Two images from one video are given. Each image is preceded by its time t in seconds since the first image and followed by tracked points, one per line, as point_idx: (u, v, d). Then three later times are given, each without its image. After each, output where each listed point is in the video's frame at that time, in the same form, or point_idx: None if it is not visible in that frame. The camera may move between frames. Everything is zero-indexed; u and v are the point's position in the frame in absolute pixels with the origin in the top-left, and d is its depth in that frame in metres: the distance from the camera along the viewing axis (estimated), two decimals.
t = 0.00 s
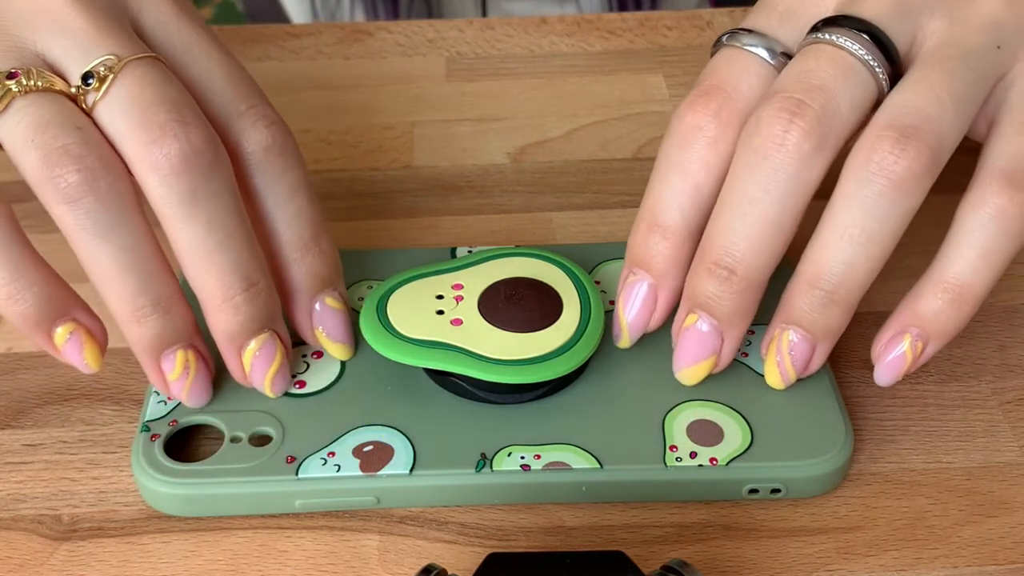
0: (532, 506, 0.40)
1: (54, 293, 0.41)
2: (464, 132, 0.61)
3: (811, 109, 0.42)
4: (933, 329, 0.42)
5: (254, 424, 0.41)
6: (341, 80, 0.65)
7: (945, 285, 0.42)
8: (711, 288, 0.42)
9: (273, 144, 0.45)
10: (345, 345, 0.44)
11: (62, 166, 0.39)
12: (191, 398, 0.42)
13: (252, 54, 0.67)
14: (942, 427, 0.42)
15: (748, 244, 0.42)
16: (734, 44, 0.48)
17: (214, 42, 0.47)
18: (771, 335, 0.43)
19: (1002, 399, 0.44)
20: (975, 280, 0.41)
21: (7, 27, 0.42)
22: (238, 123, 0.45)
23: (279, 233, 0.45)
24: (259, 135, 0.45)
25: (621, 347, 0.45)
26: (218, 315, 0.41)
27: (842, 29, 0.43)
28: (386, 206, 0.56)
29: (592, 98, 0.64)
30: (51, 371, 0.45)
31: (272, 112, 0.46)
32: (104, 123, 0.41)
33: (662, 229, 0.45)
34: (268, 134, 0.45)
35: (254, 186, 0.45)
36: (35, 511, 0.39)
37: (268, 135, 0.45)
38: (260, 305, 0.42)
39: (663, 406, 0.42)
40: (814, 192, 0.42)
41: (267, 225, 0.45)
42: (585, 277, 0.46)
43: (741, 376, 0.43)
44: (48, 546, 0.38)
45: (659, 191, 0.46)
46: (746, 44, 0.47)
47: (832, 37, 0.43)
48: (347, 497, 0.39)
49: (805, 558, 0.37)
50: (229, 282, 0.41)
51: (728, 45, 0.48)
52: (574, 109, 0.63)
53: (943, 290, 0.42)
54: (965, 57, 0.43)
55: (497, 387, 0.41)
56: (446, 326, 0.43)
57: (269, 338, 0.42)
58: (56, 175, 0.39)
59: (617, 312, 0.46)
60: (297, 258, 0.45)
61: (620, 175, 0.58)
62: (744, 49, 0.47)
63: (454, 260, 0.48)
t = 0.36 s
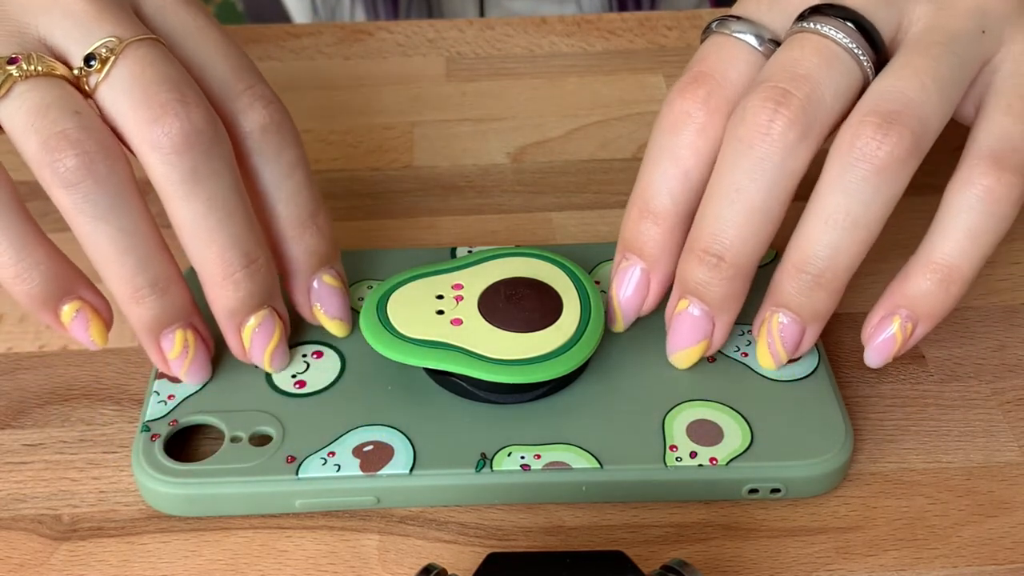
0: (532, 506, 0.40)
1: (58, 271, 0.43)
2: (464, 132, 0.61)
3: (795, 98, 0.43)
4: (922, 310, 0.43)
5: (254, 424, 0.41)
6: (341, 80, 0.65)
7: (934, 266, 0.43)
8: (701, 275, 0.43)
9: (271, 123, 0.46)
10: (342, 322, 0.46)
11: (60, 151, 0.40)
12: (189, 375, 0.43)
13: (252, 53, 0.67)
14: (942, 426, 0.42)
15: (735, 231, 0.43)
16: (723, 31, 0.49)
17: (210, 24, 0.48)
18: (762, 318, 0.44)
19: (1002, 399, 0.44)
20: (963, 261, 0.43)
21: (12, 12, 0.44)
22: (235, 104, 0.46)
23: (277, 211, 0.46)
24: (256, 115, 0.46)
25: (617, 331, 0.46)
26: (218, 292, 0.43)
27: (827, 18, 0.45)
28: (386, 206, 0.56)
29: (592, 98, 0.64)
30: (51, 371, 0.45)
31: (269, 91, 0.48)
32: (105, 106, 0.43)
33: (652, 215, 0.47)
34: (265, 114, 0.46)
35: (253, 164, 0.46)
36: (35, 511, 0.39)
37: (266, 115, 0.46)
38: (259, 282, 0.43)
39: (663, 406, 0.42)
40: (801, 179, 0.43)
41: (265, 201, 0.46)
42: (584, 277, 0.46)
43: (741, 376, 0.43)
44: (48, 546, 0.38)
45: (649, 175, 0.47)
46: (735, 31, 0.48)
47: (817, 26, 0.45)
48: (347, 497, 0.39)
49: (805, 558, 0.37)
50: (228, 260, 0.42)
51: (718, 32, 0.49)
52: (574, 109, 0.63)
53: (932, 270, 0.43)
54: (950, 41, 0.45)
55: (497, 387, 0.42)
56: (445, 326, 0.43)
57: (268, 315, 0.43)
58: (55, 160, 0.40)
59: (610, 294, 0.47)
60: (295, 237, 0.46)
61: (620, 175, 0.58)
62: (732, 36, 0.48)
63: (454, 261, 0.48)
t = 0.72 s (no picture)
0: (531, 506, 0.40)
1: (69, 246, 0.44)
2: (465, 132, 0.61)
3: (798, 89, 0.43)
4: (923, 299, 0.43)
5: (254, 424, 0.41)
6: (341, 80, 0.65)
7: (934, 255, 0.43)
8: (704, 264, 0.44)
9: (276, 105, 0.48)
10: (346, 298, 0.47)
11: (78, 126, 0.42)
12: (201, 347, 0.44)
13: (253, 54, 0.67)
14: (942, 426, 0.42)
15: (737, 220, 0.43)
16: (726, 25, 0.49)
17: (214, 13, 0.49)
18: (764, 307, 0.45)
19: (1002, 399, 0.44)
20: (963, 250, 0.43)
21: None
22: (242, 85, 0.48)
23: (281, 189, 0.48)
24: (262, 96, 0.48)
25: (625, 323, 0.46)
26: (227, 267, 0.44)
27: (828, 10, 0.45)
28: (386, 206, 0.56)
29: (592, 98, 0.64)
30: (52, 370, 0.45)
31: (274, 74, 0.49)
32: (116, 83, 0.44)
33: (658, 209, 0.47)
34: (271, 95, 0.48)
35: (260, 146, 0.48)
36: (35, 511, 0.39)
37: (271, 96, 0.48)
38: (266, 258, 0.45)
39: (663, 405, 0.42)
40: (802, 169, 0.44)
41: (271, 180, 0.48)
42: (584, 276, 0.46)
43: (740, 376, 0.43)
44: (48, 546, 0.38)
45: (654, 170, 0.48)
46: (738, 25, 0.49)
47: (819, 18, 0.45)
48: (347, 497, 0.39)
49: (805, 558, 0.37)
50: (237, 236, 0.44)
51: (720, 26, 0.50)
52: (574, 109, 0.63)
53: (932, 260, 0.43)
54: (947, 32, 0.45)
55: (497, 387, 0.42)
56: (445, 326, 0.43)
57: (275, 290, 0.45)
58: (72, 134, 0.42)
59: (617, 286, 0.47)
60: (300, 215, 0.48)
61: (620, 175, 0.58)
62: (735, 30, 0.49)
63: (454, 260, 0.48)
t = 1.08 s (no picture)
0: (531, 506, 0.40)
1: (68, 227, 0.45)
2: (464, 132, 0.61)
3: (798, 75, 0.44)
4: (918, 289, 0.44)
5: (254, 424, 0.41)
6: (341, 80, 0.65)
7: (928, 246, 0.44)
8: (704, 250, 0.45)
9: (274, 90, 0.50)
10: (344, 283, 0.48)
11: (77, 109, 0.43)
12: (199, 329, 0.45)
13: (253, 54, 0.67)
14: (942, 427, 0.42)
15: (736, 204, 0.44)
16: (725, 12, 0.51)
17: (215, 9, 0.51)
18: (762, 299, 0.45)
19: (1003, 399, 0.44)
20: (956, 241, 0.44)
21: None
22: (241, 69, 0.50)
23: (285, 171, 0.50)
24: (261, 81, 0.50)
25: (617, 306, 0.47)
26: (231, 244, 0.45)
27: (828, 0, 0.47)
28: (386, 205, 0.56)
29: (591, 98, 0.64)
30: (51, 370, 0.45)
31: (271, 61, 0.52)
32: (117, 66, 0.46)
33: (655, 190, 0.48)
34: (268, 80, 0.50)
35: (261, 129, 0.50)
36: (35, 511, 0.39)
37: (268, 81, 0.50)
38: (271, 234, 0.46)
39: (663, 405, 0.42)
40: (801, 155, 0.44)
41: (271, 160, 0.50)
42: (584, 276, 0.46)
43: (740, 376, 0.43)
44: (48, 546, 0.38)
45: (649, 152, 0.48)
46: (737, 11, 0.50)
47: (819, 7, 0.46)
48: (347, 497, 0.39)
49: (805, 558, 0.37)
50: (240, 210, 0.45)
51: (719, 13, 0.51)
52: (573, 110, 0.63)
53: (926, 251, 0.44)
54: (943, 24, 0.46)
55: (497, 387, 0.42)
56: (446, 326, 0.43)
57: (280, 269, 0.46)
58: (72, 117, 0.43)
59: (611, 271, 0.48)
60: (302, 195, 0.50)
61: (620, 175, 0.58)
62: (734, 16, 0.50)
63: (454, 260, 0.48)
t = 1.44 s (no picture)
0: (531, 506, 0.40)
1: (62, 213, 0.46)
2: (464, 132, 0.61)
3: (784, 62, 0.46)
4: (912, 268, 0.45)
5: (254, 424, 0.41)
6: (341, 80, 0.65)
7: (921, 226, 0.45)
8: (693, 234, 0.46)
9: (266, 81, 0.50)
10: (337, 271, 0.49)
11: (73, 98, 0.45)
12: (192, 317, 0.46)
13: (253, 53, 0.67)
14: (941, 426, 0.42)
15: (724, 186, 0.46)
16: (716, 10, 0.52)
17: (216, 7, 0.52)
18: (753, 281, 0.46)
19: (1003, 399, 0.44)
20: (949, 220, 0.45)
21: None
22: (233, 61, 0.50)
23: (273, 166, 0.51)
24: (253, 73, 0.50)
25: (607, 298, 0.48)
26: (220, 239, 0.47)
27: None
28: (386, 205, 0.56)
29: (591, 98, 0.64)
30: (51, 370, 0.45)
31: (264, 52, 0.52)
32: (112, 60, 0.47)
33: (647, 186, 0.50)
34: (261, 73, 0.51)
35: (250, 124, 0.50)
36: (35, 511, 0.39)
37: (261, 74, 0.51)
38: (257, 233, 0.47)
39: (663, 405, 0.42)
40: (789, 140, 0.46)
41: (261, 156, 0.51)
42: (584, 277, 0.46)
43: (740, 376, 0.43)
44: (48, 546, 0.38)
45: (644, 152, 0.50)
46: (728, 10, 0.51)
47: None
48: (347, 497, 0.39)
49: (805, 558, 0.37)
50: (229, 208, 0.46)
51: (712, 11, 0.52)
52: (573, 110, 0.63)
53: (920, 230, 0.45)
54: (930, 10, 0.47)
55: (497, 387, 0.42)
56: (446, 326, 0.43)
57: (266, 265, 0.47)
58: (68, 105, 0.45)
59: (602, 260, 0.49)
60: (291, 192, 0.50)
61: (620, 175, 0.58)
62: (725, 14, 0.51)
63: (454, 260, 0.48)
